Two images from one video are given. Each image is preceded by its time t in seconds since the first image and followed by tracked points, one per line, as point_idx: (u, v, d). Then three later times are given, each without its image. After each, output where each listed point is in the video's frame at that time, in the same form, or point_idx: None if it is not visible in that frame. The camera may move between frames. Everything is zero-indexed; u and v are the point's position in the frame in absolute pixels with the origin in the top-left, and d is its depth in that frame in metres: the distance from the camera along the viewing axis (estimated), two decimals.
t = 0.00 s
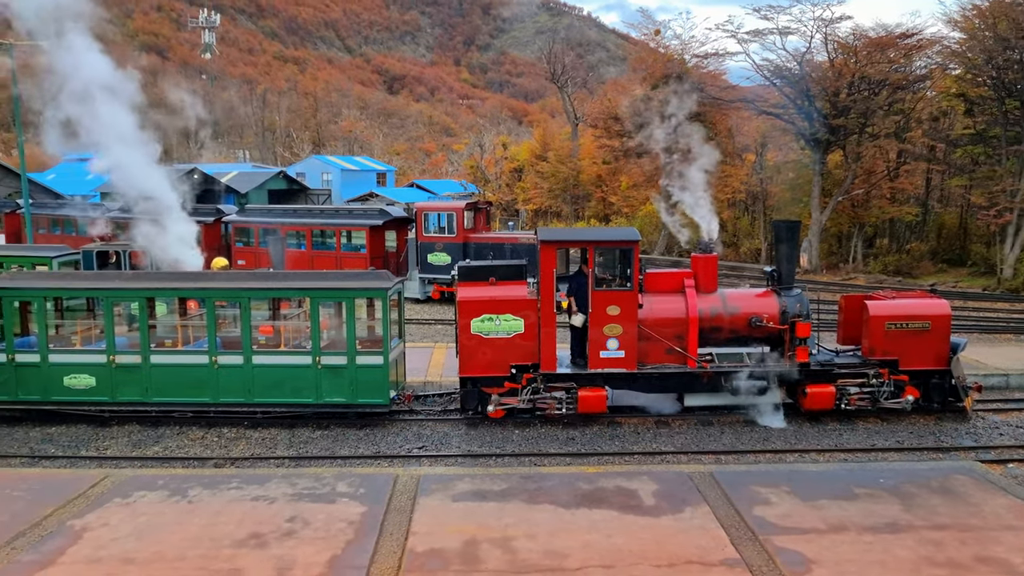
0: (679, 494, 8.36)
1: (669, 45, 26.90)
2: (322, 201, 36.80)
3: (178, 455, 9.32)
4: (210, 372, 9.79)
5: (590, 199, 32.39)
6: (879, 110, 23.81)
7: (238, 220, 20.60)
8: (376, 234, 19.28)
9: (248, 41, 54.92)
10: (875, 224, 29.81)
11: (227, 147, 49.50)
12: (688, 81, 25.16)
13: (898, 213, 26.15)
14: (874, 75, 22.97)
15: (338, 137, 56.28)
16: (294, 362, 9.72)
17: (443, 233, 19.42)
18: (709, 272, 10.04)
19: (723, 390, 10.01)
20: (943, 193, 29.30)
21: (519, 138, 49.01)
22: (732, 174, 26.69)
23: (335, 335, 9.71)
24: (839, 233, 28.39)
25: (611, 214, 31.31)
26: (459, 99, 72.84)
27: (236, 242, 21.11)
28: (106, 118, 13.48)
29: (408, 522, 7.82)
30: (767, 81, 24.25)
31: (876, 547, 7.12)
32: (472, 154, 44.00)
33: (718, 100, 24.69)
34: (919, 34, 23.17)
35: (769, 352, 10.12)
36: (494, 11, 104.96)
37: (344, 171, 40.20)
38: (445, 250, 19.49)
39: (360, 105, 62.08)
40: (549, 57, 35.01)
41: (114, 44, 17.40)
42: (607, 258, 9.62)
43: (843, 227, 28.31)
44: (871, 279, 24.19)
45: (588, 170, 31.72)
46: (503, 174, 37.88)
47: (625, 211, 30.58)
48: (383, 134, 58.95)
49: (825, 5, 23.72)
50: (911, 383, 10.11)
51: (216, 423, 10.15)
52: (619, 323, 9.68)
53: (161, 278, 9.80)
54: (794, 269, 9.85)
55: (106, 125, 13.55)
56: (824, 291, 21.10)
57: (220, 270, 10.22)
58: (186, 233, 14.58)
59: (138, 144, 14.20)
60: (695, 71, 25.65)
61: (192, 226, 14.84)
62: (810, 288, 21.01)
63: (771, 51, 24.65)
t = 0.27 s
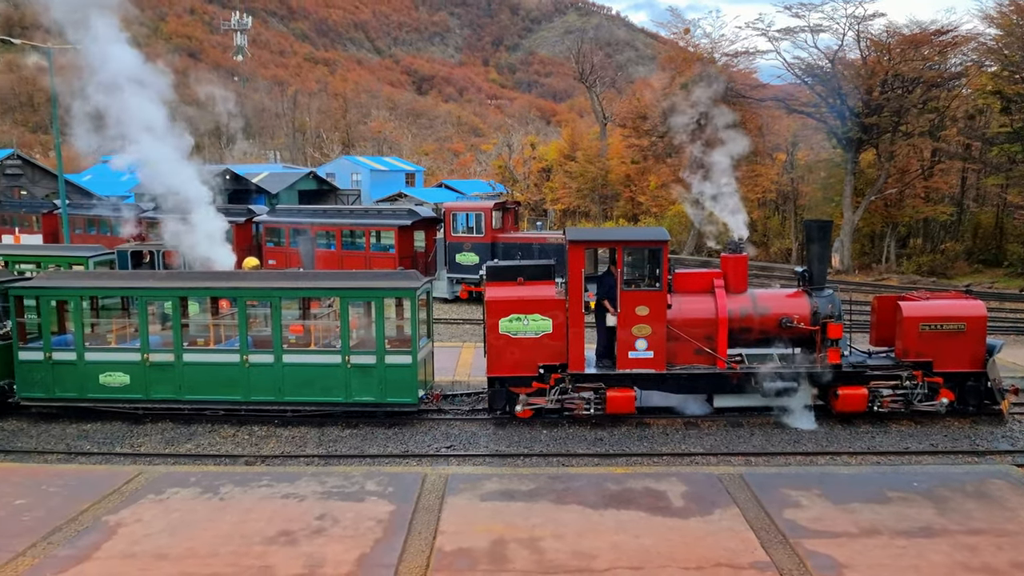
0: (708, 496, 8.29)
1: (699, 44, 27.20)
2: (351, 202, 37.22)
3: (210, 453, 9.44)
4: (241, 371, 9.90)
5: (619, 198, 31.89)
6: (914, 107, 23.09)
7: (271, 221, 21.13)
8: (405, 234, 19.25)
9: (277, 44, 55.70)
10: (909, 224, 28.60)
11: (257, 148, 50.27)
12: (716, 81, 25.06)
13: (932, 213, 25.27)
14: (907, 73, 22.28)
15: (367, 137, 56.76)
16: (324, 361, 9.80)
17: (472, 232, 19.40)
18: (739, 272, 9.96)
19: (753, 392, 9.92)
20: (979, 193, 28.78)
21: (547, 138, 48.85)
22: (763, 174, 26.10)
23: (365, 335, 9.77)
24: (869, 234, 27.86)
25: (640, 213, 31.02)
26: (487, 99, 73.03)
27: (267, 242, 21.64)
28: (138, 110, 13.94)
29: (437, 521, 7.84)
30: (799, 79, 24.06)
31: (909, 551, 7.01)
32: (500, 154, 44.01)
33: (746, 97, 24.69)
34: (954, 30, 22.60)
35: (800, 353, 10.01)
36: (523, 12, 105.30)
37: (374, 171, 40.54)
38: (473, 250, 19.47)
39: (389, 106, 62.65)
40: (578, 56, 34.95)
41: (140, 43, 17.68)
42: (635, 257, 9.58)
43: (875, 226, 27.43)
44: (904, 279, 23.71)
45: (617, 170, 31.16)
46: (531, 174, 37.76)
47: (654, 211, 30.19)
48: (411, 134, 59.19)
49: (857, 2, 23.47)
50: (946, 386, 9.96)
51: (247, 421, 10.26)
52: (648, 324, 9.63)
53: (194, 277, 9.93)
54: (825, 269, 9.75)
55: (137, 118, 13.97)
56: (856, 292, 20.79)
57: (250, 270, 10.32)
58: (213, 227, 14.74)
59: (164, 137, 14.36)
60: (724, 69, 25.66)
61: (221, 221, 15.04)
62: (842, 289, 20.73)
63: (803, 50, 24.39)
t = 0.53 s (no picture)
0: (726, 497, 8.25)
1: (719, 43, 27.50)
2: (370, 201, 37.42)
3: (229, 450, 9.51)
4: (261, 370, 9.96)
5: (638, 198, 31.89)
6: (937, 106, 22.84)
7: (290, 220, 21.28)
8: (423, 233, 19.48)
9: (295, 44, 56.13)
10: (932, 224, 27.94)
11: (276, 148, 50.74)
12: (734, 79, 24.99)
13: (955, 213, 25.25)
14: (930, 71, 21.96)
15: (386, 137, 56.97)
16: (343, 360, 9.84)
17: (489, 232, 19.42)
18: (758, 272, 9.92)
19: (772, 392, 9.87)
20: (1002, 193, 28.09)
21: (565, 138, 48.70)
22: (783, 177, 26.17)
23: (383, 334, 9.80)
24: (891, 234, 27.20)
25: (659, 213, 30.88)
26: (506, 99, 73.03)
27: (286, 242, 21.82)
28: (155, 100, 14.43)
29: (454, 520, 7.85)
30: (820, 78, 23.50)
31: (931, 554, 6.94)
32: (518, 154, 43.98)
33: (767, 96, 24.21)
34: (978, 27, 22.15)
35: (820, 354, 9.95)
36: (541, 12, 105.21)
37: (392, 171, 40.57)
38: (491, 250, 19.48)
39: (408, 106, 62.93)
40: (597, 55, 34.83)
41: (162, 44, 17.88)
42: (654, 257, 9.54)
43: (897, 227, 27.05)
44: (926, 280, 23.43)
45: (635, 170, 31.23)
46: (550, 174, 37.67)
47: (674, 210, 30.11)
48: (430, 134, 58.98)
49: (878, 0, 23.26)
50: (968, 388, 9.85)
51: (267, 420, 10.33)
52: (666, 324, 9.60)
53: (213, 276, 10.00)
54: (846, 270, 9.67)
55: (157, 108, 14.50)
56: (877, 293, 20.58)
57: (269, 269, 10.39)
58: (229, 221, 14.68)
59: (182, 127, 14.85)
60: (744, 68, 24.98)
61: (236, 214, 14.98)
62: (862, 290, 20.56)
63: (823, 47, 23.83)
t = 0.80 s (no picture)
0: (744, 498, 8.21)
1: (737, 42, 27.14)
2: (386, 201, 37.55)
3: (248, 449, 9.57)
4: (279, 369, 10.02)
5: (655, 198, 31.69)
6: (958, 105, 22.61)
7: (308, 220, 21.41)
8: (440, 233, 19.67)
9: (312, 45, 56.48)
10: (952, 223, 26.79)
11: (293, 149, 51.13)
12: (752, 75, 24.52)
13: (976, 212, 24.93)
14: (951, 70, 21.75)
15: (403, 137, 57.10)
16: (360, 359, 9.88)
17: (506, 232, 19.33)
18: (777, 273, 9.87)
19: (790, 394, 9.81)
20: None
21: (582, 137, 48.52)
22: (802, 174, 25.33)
23: (400, 333, 9.83)
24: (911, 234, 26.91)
25: (677, 213, 30.59)
26: (523, 99, 72.97)
27: (304, 241, 21.95)
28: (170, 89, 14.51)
29: (471, 519, 7.85)
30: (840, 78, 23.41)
31: (952, 558, 6.86)
32: (534, 154, 43.90)
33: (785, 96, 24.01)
34: (1001, 26, 21.89)
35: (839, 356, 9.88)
36: (558, 12, 105.04)
37: (409, 171, 40.71)
38: (508, 250, 19.40)
39: (425, 107, 63.10)
40: (615, 55, 34.72)
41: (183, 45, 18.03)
42: (672, 258, 9.52)
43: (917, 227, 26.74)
44: (947, 281, 23.13)
45: (652, 170, 30.96)
46: (566, 174, 37.54)
47: (691, 211, 29.82)
48: (447, 134, 58.80)
49: None
50: (990, 390, 9.75)
51: (284, 418, 10.39)
52: (683, 325, 9.57)
53: (232, 275, 10.08)
54: (866, 270, 9.60)
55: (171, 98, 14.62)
56: (897, 294, 20.38)
57: (287, 269, 10.45)
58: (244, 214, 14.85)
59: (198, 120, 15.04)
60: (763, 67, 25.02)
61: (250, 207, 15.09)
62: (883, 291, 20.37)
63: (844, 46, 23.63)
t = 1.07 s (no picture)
0: (757, 500, 8.17)
1: (752, 41, 26.43)
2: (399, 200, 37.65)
3: (261, 447, 9.61)
4: (292, 368, 10.06)
5: (668, 198, 31.65)
6: (975, 105, 22.45)
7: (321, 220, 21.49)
8: (453, 233, 19.76)
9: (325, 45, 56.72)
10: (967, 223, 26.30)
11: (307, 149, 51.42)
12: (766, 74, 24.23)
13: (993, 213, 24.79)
14: (967, 69, 21.71)
15: (416, 137, 57.19)
16: (373, 359, 9.91)
17: (518, 232, 19.36)
18: (790, 274, 9.84)
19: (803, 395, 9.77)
20: None
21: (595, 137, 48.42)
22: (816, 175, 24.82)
23: (413, 333, 9.85)
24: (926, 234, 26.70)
25: (690, 213, 30.61)
26: (536, 99, 72.95)
27: (317, 241, 22.04)
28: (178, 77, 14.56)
29: (483, 519, 7.86)
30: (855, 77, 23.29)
31: (967, 561, 6.81)
32: (547, 154, 43.87)
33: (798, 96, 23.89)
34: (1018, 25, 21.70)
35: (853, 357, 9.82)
36: (571, 12, 104.95)
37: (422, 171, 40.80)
38: (520, 250, 19.42)
39: (438, 107, 63.24)
40: (628, 54, 34.64)
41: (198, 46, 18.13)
42: (684, 258, 9.50)
43: (932, 227, 26.68)
44: (962, 282, 22.94)
45: (665, 170, 30.86)
46: (579, 174, 37.44)
47: (704, 211, 30.04)
48: (460, 133, 59.14)
49: None
50: (1006, 393, 9.68)
51: (298, 417, 10.43)
52: (696, 325, 9.54)
53: (246, 274, 10.14)
54: (880, 271, 9.55)
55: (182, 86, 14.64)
56: (912, 295, 20.27)
57: (300, 269, 10.49)
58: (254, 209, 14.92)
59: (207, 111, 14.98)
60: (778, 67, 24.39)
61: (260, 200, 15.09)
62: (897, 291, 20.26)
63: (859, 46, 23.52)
